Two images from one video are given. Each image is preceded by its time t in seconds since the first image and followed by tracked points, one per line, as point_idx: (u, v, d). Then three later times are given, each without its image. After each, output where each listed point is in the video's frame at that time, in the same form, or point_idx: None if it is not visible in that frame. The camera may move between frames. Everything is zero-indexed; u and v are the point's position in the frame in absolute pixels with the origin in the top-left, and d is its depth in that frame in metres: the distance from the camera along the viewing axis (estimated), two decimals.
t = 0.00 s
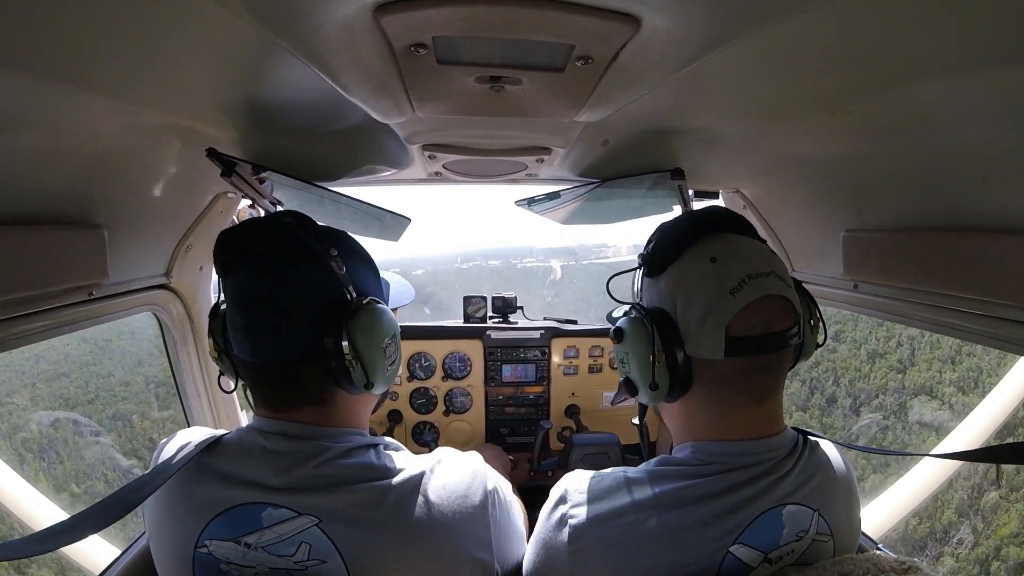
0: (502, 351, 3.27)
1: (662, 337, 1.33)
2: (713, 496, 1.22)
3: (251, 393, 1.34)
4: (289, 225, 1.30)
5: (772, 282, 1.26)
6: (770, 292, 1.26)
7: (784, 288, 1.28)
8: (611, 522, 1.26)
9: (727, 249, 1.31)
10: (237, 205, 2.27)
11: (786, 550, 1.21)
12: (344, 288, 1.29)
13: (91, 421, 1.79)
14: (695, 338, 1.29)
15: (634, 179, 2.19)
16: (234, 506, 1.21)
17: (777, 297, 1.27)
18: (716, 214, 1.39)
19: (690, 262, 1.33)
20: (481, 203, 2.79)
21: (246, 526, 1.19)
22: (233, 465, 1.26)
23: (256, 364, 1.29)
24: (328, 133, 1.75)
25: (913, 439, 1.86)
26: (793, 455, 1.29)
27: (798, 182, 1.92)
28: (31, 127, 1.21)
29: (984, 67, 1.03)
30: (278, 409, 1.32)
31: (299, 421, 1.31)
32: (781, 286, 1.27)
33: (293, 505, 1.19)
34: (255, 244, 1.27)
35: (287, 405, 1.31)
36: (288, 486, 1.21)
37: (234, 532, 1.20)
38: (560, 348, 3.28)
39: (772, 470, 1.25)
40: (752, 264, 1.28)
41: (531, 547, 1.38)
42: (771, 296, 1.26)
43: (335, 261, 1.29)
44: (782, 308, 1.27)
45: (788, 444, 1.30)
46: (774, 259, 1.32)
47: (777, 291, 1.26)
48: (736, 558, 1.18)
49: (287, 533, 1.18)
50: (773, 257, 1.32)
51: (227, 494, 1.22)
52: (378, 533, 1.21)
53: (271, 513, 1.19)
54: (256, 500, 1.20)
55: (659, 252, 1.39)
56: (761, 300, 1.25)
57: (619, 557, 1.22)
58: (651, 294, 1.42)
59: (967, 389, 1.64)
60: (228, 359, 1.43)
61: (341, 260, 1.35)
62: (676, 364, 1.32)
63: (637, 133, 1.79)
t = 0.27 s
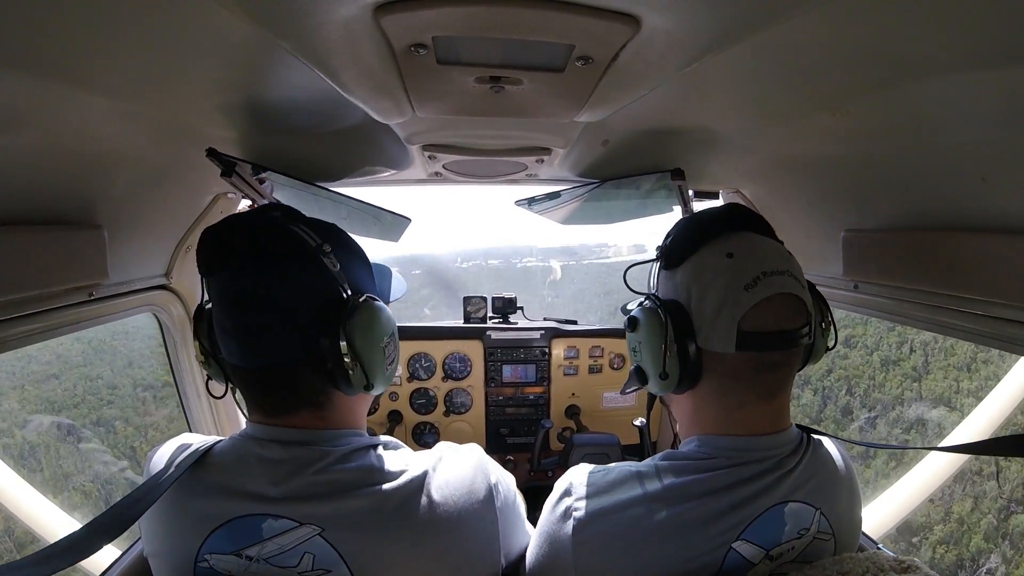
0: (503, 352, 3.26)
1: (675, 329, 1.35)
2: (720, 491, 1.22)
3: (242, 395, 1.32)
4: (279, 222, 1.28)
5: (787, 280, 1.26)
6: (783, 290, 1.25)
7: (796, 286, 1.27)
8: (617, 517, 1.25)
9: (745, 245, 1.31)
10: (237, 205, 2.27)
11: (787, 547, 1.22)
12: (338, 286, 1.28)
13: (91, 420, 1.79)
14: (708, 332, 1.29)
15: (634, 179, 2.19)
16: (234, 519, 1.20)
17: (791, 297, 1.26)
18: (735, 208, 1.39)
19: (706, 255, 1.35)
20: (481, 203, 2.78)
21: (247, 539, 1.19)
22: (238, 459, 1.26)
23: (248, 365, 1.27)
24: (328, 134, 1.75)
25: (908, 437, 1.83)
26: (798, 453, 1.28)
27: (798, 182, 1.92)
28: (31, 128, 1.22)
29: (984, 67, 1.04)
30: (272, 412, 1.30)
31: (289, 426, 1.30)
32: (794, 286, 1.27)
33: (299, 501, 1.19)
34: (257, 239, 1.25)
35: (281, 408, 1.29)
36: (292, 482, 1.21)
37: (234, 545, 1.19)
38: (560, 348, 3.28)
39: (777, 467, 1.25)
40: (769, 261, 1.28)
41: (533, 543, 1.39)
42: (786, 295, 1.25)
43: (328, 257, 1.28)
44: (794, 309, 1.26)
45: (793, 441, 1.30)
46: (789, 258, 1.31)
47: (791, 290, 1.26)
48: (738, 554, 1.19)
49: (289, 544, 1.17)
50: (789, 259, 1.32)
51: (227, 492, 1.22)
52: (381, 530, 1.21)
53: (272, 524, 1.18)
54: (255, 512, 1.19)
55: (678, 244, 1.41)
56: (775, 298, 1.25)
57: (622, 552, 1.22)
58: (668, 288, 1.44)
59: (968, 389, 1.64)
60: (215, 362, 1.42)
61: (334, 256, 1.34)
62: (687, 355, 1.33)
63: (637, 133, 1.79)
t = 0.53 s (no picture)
0: (503, 351, 3.26)
1: (663, 330, 1.34)
2: (715, 489, 1.22)
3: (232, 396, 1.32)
4: (266, 218, 1.29)
5: (776, 281, 1.26)
6: (772, 289, 1.25)
7: (785, 286, 1.27)
8: (611, 515, 1.25)
9: (733, 245, 1.32)
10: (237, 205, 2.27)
11: (782, 546, 1.21)
12: (327, 283, 1.28)
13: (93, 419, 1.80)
14: (696, 333, 1.30)
15: (634, 179, 2.18)
16: (225, 521, 1.20)
17: (780, 297, 1.26)
18: (723, 208, 1.40)
19: (695, 256, 1.35)
20: (481, 203, 2.78)
21: (238, 541, 1.19)
22: (234, 459, 1.26)
23: (235, 367, 1.27)
24: (328, 134, 1.74)
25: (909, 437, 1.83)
26: (792, 451, 1.29)
27: (798, 182, 1.92)
28: (31, 128, 1.21)
29: (984, 67, 1.03)
30: (264, 413, 1.29)
31: (282, 426, 1.30)
32: (783, 286, 1.27)
33: (295, 500, 1.20)
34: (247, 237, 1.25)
35: (272, 409, 1.29)
36: (288, 480, 1.22)
37: (225, 546, 1.20)
38: (560, 348, 3.27)
39: (770, 466, 1.25)
40: (757, 261, 1.28)
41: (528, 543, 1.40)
42: (774, 295, 1.26)
43: (317, 253, 1.29)
44: (783, 309, 1.27)
45: (787, 439, 1.30)
46: (778, 258, 1.31)
47: (780, 290, 1.26)
48: (733, 554, 1.18)
49: (280, 546, 1.17)
50: (779, 259, 1.32)
51: (227, 491, 1.23)
52: (377, 529, 1.21)
53: (262, 526, 1.18)
54: (245, 514, 1.19)
55: (666, 246, 1.41)
56: (764, 298, 1.25)
57: (620, 550, 1.22)
58: (656, 288, 1.43)
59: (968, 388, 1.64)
60: (202, 363, 1.42)
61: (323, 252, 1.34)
62: (675, 356, 1.33)
63: (637, 133, 1.79)
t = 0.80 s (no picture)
0: (502, 352, 3.26)
1: (636, 334, 1.36)
2: (708, 485, 1.21)
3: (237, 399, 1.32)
4: (258, 219, 1.28)
5: (749, 285, 1.25)
6: (746, 294, 1.24)
7: (763, 289, 1.26)
8: (605, 509, 1.26)
9: (706, 249, 1.31)
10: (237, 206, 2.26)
11: (776, 544, 1.21)
12: (326, 282, 1.28)
13: (94, 419, 1.80)
14: (670, 339, 1.31)
15: (634, 179, 2.18)
16: (236, 516, 1.19)
17: (753, 301, 1.25)
18: (698, 208, 1.38)
19: (667, 262, 1.34)
20: (481, 203, 2.78)
21: (250, 536, 1.19)
22: (233, 460, 1.26)
23: (237, 370, 1.27)
24: (328, 134, 1.74)
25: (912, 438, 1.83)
26: (784, 447, 1.28)
27: (798, 181, 1.92)
28: (30, 128, 1.21)
29: (985, 67, 1.03)
30: (273, 414, 1.29)
31: (289, 425, 1.29)
32: (758, 289, 1.25)
33: (288, 493, 1.20)
34: (217, 242, 1.25)
35: (278, 409, 1.29)
36: (280, 476, 1.22)
37: (238, 541, 1.19)
38: (560, 348, 3.27)
39: (763, 463, 1.24)
40: (730, 266, 1.27)
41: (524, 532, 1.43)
42: (747, 300, 1.25)
43: (314, 253, 1.29)
44: (758, 313, 1.25)
45: (780, 436, 1.29)
46: (756, 259, 1.30)
47: (754, 295, 1.25)
48: (727, 552, 1.19)
49: (293, 540, 1.17)
50: (759, 259, 1.30)
51: (227, 489, 1.23)
52: (377, 526, 1.20)
53: (275, 521, 1.18)
54: (258, 509, 1.19)
55: (643, 249, 1.41)
56: (736, 304, 1.24)
57: (614, 544, 1.22)
58: (634, 292, 1.44)
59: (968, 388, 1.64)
60: (206, 369, 1.42)
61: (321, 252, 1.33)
62: (651, 358, 1.35)
63: (637, 133, 1.79)
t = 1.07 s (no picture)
0: (503, 351, 3.26)
1: (628, 330, 1.40)
2: (702, 479, 1.22)
3: (252, 394, 1.32)
4: (282, 219, 1.28)
5: (739, 294, 1.23)
6: (736, 303, 1.23)
7: (756, 299, 1.24)
8: (601, 503, 1.27)
9: (699, 256, 1.30)
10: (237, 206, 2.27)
11: (770, 541, 1.21)
12: (349, 282, 1.30)
13: (94, 419, 1.80)
14: (661, 341, 1.33)
15: (634, 179, 2.19)
16: (252, 507, 1.20)
17: (743, 310, 1.23)
18: (696, 213, 1.37)
19: (662, 266, 1.36)
20: (481, 202, 2.78)
21: (265, 527, 1.19)
22: (237, 457, 1.27)
23: (250, 366, 1.27)
24: (328, 134, 1.74)
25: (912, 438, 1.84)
26: (779, 446, 1.28)
27: (797, 181, 1.92)
28: (32, 128, 1.22)
29: (983, 67, 1.04)
30: (288, 409, 1.29)
31: (303, 419, 1.29)
32: (750, 298, 1.24)
33: (283, 488, 1.20)
34: (224, 246, 1.27)
35: (293, 404, 1.28)
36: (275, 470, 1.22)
37: (253, 533, 1.19)
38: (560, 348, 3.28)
39: (757, 461, 1.24)
40: (722, 273, 1.26)
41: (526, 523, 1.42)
42: (737, 308, 1.23)
43: (337, 256, 1.30)
44: (748, 322, 1.24)
45: (775, 436, 1.28)
46: (750, 266, 1.28)
47: (745, 304, 1.23)
48: (720, 548, 1.19)
49: (309, 531, 1.18)
50: (753, 266, 1.28)
51: (226, 487, 1.23)
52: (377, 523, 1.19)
53: (292, 511, 1.18)
54: (274, 499, 1.19)
55: (641, 250, 1.42)
56: (725, 313, 1.23)
57: (607, 539, 1.23)
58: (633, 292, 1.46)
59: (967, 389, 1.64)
60: (220, 366, 1.41)
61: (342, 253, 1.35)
62: (643, 355, 1.38)
63: (637, 133, 1.79)
